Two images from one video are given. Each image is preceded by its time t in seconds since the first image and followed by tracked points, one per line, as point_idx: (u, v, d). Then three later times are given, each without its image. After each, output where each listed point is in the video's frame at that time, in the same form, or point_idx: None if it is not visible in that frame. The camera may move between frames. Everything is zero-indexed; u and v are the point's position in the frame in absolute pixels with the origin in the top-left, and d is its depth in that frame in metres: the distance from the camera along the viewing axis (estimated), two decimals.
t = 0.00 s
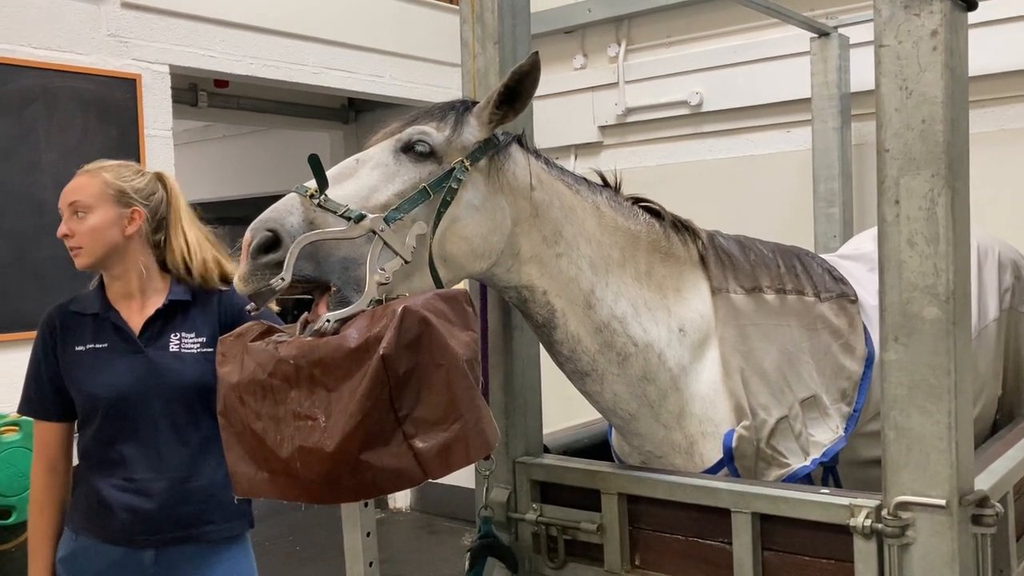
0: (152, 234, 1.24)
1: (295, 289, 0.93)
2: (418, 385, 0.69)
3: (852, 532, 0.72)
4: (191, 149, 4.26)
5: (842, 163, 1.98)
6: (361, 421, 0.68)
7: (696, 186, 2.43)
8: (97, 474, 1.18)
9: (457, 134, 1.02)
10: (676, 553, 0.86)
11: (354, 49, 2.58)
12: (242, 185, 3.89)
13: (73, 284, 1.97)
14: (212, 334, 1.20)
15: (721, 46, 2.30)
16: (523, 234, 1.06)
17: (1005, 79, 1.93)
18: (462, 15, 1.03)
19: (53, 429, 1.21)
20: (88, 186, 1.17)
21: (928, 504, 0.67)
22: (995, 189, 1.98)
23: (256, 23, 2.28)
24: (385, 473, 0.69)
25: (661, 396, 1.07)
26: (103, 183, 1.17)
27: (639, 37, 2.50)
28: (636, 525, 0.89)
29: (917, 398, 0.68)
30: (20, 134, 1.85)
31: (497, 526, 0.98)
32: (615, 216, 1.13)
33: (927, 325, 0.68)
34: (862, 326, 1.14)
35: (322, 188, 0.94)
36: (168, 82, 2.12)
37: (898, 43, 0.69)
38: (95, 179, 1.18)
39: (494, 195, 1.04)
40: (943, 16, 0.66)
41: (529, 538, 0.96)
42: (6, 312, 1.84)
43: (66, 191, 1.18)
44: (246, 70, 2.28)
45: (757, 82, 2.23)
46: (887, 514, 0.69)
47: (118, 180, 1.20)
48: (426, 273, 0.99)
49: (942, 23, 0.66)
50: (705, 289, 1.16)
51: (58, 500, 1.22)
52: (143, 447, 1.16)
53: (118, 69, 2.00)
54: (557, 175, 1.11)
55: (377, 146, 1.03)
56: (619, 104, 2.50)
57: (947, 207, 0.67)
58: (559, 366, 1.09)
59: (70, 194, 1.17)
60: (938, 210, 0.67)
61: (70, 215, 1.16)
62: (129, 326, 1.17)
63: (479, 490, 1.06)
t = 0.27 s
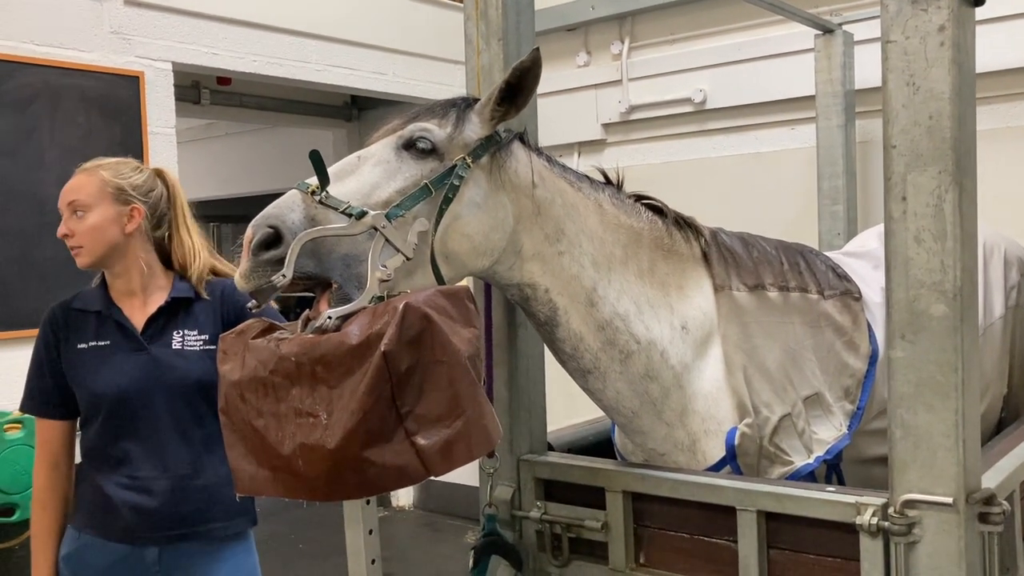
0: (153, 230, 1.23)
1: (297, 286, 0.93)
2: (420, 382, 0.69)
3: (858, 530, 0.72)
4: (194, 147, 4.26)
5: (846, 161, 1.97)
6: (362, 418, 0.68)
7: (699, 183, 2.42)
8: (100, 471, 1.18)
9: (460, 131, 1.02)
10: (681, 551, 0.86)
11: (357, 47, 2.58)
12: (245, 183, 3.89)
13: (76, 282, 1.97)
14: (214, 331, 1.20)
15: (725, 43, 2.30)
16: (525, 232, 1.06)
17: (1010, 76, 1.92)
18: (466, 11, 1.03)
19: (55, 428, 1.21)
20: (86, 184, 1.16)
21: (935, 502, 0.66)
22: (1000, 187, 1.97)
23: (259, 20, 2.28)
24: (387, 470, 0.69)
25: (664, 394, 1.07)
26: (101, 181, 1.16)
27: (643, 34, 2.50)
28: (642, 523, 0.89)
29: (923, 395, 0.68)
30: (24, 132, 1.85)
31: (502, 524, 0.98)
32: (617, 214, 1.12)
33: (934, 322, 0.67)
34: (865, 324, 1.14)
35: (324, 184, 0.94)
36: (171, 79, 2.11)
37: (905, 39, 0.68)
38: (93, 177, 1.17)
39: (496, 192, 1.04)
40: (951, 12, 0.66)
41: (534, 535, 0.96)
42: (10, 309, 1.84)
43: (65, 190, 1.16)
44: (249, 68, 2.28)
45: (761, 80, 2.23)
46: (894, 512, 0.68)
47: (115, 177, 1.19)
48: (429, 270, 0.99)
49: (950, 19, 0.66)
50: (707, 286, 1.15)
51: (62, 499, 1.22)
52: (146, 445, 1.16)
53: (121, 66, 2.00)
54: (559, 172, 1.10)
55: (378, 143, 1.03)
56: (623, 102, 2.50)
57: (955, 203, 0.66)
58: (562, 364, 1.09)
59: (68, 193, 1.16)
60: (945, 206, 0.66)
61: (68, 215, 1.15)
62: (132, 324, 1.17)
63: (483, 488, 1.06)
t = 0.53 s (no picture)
0: (152, 228, 1.23)
1: (299, 285, 0.93)
2: (423, 381, 0.69)
3: (861, 529, 0.72)
4: (196, 145, 4.26)
5: (849, 159, 1.97)
6: (365, 416, 0.68)
7: (701, 181, 2.42)
8: (101, 470, 1.18)
9: (461, 130, 1.02)
10: (683, 549, 0.86)
11: (359, 45, 2.58)
12: (246, 181, 3.89)
13: (78, 280, 1.97)
14: (215, 330, 1.20)
15: (727, 41, 2.29)
16: (527, 230, 1.06)
17: (1013, 74, 1.92)
18: (469, 9, 1.03)
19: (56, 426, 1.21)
20: (85, 184, 1.16)
21: (938, 500, 0.66)
22: (1003, 185, 1.97)
23: (261, 18, 2.28)
24: (389, 469, 0.69)
25: (666, 392, 1.07)
26: (100, 180, 1.16)
27: (645, 32, 2.49)
28: (644, 521, 0.89)
29: (926, 394, 0.68)
30: (26, 130, 1.85)
31: (504, 522, 0.97)
32: (618, 212, 1.12)
33: (938, 320, 0.67)
34: (867, 322, 1.14)
35: (325, 183, 0.94)
36: (173, 78, 2.11)
37: (908, 36, 0.68)
38: (92, 176, 1.16)
39: (498, 190, 1.04)
40: (955, 9, 0.65)
41: (536, 534, 0.96)
42: (12, 307, 1.84)
43: (63, 189, 1.16)
44: (251, 66, 2.28)
45: (764, 78, 2.23)
46: (897, 510, 0.68)
47: (114, 176, 1.18)
48: (430, 268, 0.99)
49: (953, 16, 0.65)
50: (709, 284, 1.15)
51: (63, 498, 1.22)
52: (147, 443, 1.16)
53: (123, 65, 1.99)
54: (561, 170, 1.10)
55: (380, 141, 1.03)
56: (625, 100, 2.49)
57: (958, 201, 0.66)
58: (563, 362, 1.09)
59: (67, 192, 1.15)
60: (948, 204, 0.66)
61: (67, 214, 1.15)
62: (132, 322, 1.17)
63: (485, 486, 1.05)
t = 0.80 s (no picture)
0: (152, 227, 1.23)
1: (299, 283, 0.93)
2: (423, 378, 0.69)
3: (861, 526, 0.72)
4: (197, 143, 4.26)
5: (851, 157, 1.97)
6: (365, 414, 0.68)
7: (702, 179, 2.42)
8: (102, 468, 1.18)
9: (461, 128, 1.02)
10: (684, 547, 0.86)
11: (360, 43, 2.58)
12: (247, 179, 3.89)
13: (80, 278, 1.97)
14: (215, 328, 1.20)
15: (728, 39, 2.29)
16: (527, 229, 1.06)
17: (1015, 72, 1.92)
18: (470, 7, 1.03)
19: (56, 425, 1.21)
20: (84, 183, 1.15)
21: (938, 498, 0.66)
22: (1005, 183, 1.97)
23: (262, 17, 2.28)
24: (390, 466, 0.69)
25: (666, 390, 1.07)
26: (99, 179, 1.15)
27: (647, 30, 2.49)
28: (645, 519, 0.89)
29: (927, 392, 0.68)
30: (28, 128, 1.85)
31: (505, 520, 0.98)
32: (618, 210, 1.12)
33: (939, 318, 0.67)
34: (868, 320, 1.14)
35: (326, 181, 0.94)
36: (175, 76, 2.11)
37: (909, 35, 0.68)
38: (91, 175, 1.16)
39: (498, 188, 1.04)
40: (956, 8, 0.66)
41: (537, 531, 0.96)
42: (15, 305, 1.84)
43: (62, 188, 1.15)
44: (252, 64, 2.28)
45: (765, 76, 2.23)
46: (898, 508, 0.68)
47: (113, 174, 1.18)
48: (430, 266, 0.99)
49: (954, 15, 0.66)
50: (709, 283, 1.15)
51: (64, 496, 1.22)
52: (148, 441, 1.16)
53: (124, 63, 1.99)
54: (561, 169, 1.10)
55: (380, 139, 1.03)
56: (627, 98, 2.50)
57: (959, 200, 0.66)
58: (563, 360, 1.09)
59: (66, 191, 1.15)
60: (949, 202, 0.66)
61: (66, 214, 1.15)
62: (132, 321, 1.17)
63: (486, 484, 1.06)
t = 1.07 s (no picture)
0: (153, 225, 1.23)
1: (300, 280, 0.93)
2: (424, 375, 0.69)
3: (863, 523, 0.72)
4: (199, 141, 4.26)
5: (853, 155, 1.97)
6: (366, 411, 0.68)
7: (704, 177, 2.42)
8: (103, 465, 1.18)
9: (462, 126, 1.02)
10: (686, 544, 0.86)
11: (362, 41, 2.58)
12: (248, 177, 3.89)
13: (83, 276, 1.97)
14: (217, 326, 1.20)
15: (730, 37, 2.29)
16: (528, 226, 1.06)
17: (1017, 70, 1.92)
18: (472, 5, 1.03)
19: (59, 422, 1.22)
20: (87, 180, 1.15)
21: (940, 495, 0.67)
22: (1007, 181, 1.97)
23: (264, 15, 2.28)
24: (391, 463, 0.69)
25: (667, 388, 1.07)
26: (101, 177, 1.15)
27: (649, 28, 2.49)
28: (647, 516, 0.89)
29: (928, 389, 0.68)
30: (31, 126, 1.85)
31: (507, 516, 0.98)
32: (619, 208, 1.12)
33: (940, 316, 0.67)
34: (869, 317, 1.14)
35: (327, 179, 0.94)
36: (177, 74, 2.11)
37: (911, 33, 0.68)
38: (93, 173, 1.16)
39: (499, 186, 1.04)
40: (958, 5, 0.66)
41: (539, 528, 0.96)
42: (17, 302, 1.84)
43: (64, 186, 1.15)
44: (254, 62, 2.28)
45: (766, 74, 2.23)
46: (900, 505, 0.69)
47: (115, 172, 1.18)
48: (431, 264, 0.99)
49: (956, 12, 0.66)
50: (710, 281, 1.15)
51: (66, 494, 1.22)
52: (150, 438, 1.17)
53: (127, 61, 2.00)
54: (562, 167, 1.10)
55: (382, 137, 1.03)
56: (628, 96, 2.50)
57: (960, 197, 0.66)
58: (564, 358, 1.09)
59: (69, 189, 1.15)
60: (950, 200, 0.67)
61: (70, 211, 1.15)
62: (134, 319, 1.17)
63: (488, 481, 1.06)
